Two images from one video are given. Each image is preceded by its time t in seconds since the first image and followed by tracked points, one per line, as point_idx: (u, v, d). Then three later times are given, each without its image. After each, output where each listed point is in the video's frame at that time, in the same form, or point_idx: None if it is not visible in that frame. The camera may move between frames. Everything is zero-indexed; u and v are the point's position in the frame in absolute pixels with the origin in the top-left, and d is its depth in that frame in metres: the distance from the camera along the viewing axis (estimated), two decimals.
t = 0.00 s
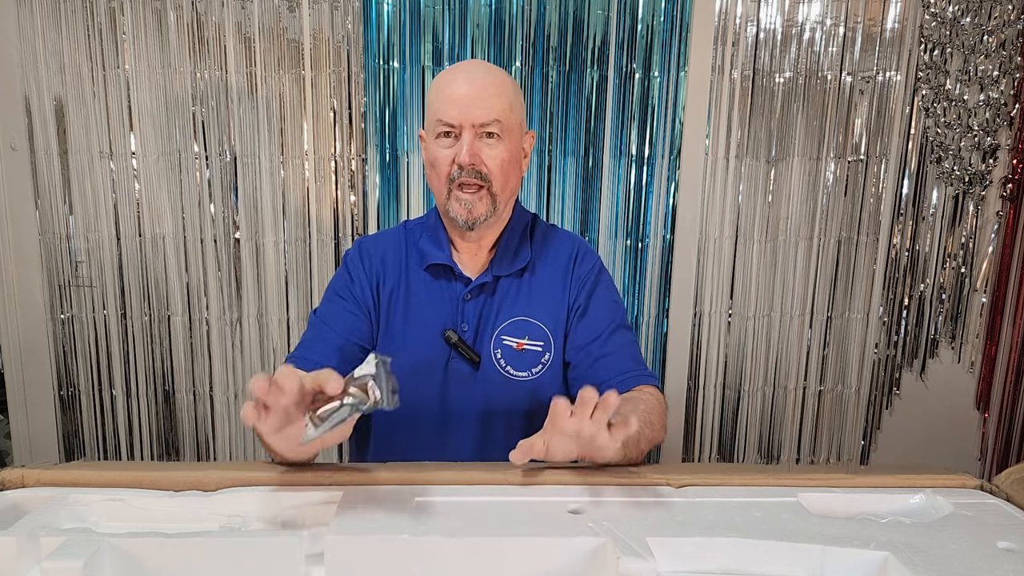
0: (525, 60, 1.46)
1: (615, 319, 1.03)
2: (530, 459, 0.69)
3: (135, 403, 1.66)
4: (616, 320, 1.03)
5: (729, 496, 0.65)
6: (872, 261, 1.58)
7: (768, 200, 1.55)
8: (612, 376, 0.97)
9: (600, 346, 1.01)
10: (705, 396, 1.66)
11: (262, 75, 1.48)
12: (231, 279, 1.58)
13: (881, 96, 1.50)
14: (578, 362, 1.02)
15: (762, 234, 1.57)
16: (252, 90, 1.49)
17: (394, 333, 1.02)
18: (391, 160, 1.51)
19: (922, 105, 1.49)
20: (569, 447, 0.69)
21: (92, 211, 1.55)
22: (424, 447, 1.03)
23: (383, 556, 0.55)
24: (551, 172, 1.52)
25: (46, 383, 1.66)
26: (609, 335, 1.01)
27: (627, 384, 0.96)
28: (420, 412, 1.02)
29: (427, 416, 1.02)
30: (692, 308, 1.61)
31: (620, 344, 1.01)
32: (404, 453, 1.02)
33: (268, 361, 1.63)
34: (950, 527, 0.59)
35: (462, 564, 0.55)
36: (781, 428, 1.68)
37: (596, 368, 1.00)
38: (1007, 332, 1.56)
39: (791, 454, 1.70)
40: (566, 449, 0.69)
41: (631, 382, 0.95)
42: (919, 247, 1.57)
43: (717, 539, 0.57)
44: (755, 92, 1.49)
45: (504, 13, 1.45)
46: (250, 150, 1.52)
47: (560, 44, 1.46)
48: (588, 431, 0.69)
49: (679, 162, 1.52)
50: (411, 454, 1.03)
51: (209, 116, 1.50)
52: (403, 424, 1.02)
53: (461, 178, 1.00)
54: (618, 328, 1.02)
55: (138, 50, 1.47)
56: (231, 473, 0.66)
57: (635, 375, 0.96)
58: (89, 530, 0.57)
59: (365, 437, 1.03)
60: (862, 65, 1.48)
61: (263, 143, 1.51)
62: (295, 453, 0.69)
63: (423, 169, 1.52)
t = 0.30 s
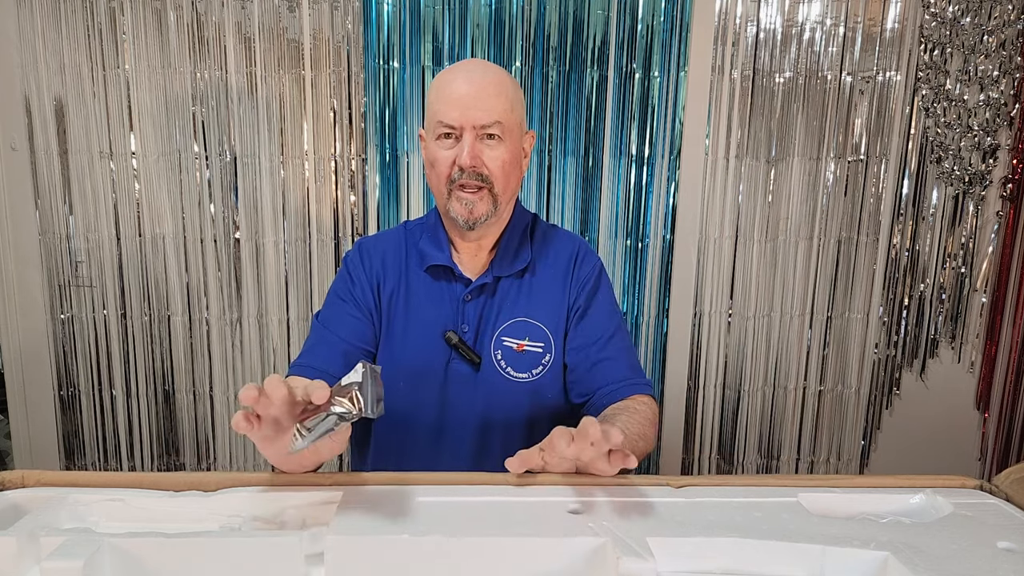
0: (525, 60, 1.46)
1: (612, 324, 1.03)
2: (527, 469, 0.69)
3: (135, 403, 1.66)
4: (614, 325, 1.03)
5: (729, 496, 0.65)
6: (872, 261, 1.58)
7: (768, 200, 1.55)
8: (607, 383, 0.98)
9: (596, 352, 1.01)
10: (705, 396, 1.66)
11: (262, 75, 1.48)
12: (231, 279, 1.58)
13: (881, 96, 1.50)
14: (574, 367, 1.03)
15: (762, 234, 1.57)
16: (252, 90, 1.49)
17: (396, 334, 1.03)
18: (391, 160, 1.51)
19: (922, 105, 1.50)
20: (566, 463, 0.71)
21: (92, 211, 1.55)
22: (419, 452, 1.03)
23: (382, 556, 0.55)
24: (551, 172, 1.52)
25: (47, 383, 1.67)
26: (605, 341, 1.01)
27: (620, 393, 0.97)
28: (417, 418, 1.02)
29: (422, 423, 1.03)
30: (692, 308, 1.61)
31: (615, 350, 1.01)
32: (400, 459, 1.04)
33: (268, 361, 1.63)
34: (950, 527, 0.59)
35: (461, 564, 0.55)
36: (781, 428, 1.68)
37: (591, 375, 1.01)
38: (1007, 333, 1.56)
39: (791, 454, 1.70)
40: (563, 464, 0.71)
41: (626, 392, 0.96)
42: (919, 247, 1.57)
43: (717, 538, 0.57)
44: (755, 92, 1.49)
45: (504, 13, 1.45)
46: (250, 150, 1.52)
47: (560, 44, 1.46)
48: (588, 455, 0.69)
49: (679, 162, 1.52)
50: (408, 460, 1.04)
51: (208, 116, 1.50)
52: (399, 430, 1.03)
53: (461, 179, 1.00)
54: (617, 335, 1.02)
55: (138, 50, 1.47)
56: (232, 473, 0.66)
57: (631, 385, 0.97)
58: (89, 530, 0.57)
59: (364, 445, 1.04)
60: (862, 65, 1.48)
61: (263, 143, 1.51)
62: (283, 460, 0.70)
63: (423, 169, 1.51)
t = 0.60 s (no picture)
0: (525, 60, 1.46)
1: (612, 324, 1.03)
2: (530, 477, 0.67)
3: (135, 403, 1.66)
4: (613, 325, 1.03)
5: (729, 496, 0.64)
6: (872, 261, 1.58)
7: (768, 200, 1.55)
8: (605, 383, 0.99)
9: (594, 352, 1.01)
10: (705, 396, 1.66)
11: (262, 75, 1.48)
12: (231, 279, 1.58)
13: (881, 96, 1.50)
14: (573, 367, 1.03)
15: (762, 234, 1.57)
16: (252, 90, 1.49)
17: (396, 335, 1.03)
18: (391, 160, 1.51)
19: (922, 105, 1.49)
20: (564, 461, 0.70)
21: (92, 211, 1.55)
22: (420, 452, 1.04)
23: (382, 556, 0.55)
24: (551, 172, 1.52)
25: (46, 383, 1.67)
26: (604, 341, 1.01)
27: (617, 394, 0.97)
28: (417, 419, 1.02)
29: (422, 423, 1.03)
30: (692, 308, 1.61)
31: (614, 350, 1.01)
32: (400, 459, 1.04)
33: (267, 361, 1.63)
34: (950, 527, 0.59)
35: (462, 564, 0.55)
36: (781, 428, 1.68)
37: (589, 375, 1.01)
38: (1007, 333, 1.56)
39: (791, 455, 1.70)
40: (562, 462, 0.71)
41: (623, 393, 0.96)
42: (918, 247, 1.57)
43: (717, 538, 0.57)
44: (755, 92, 1.49)
45: (504, 13, 1.45)
46: (250, 150, 1.52)
47: (560, 44, 1.46)
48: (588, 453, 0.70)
49: (679, 162, 1.52)
50: (408, 461, 1.04)
51: (208, 116, 1.50)
52: (399, 430, 1.03)
53: (460, 179, 1.00)
54: (616, 336, 1.02)
55: (138, 50, 1.47)
56: (231, 473, 0.66)
57: (629, 385, 0.97)
58: (89, 530, 0.57)
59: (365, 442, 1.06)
60: (862, 65, 1.48)
61: (263, 143, 1.51)
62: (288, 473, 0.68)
63: (423, 169, 1.51)
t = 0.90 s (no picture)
0: (525, 60, 1.46)
1: (613, 326, 1.03)
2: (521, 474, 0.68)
3: (135, 403, 1.66)
4: (614, 327, 1.03)
5: (729, 496, 0.65)
6: (872, 261, 1.58)
7: (768, 200, 1.55)
8: (604, 386, 0.98)
9: (594, 354, 1.01)
10: (705, 396, 1.66)
11: (262, 75, 1.48)
12: (231, 279, 1.58)
13: (881, 96, 1.50)
14: (572, 369, 1.02)
15: (762, 234, 1.57)
16: (252, 90, 1.49)
17: (395, 336, 1.03)
18: (391, 160, 1.51)
19: (922, 105, 1.50)
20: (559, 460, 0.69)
21: (92, 211, 1.55)
22: (420, 452, 1.04)
23: (382, 556, 0.55)
24: (551, 172, 1.52)
25: (46, 383, 1.67)
26: (605, 343, 1.01)
27: (617, 398, 0.97)
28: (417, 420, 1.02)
29: (422, 424, 1.03)
30: (692, 308, 1.61)
31: (614, 352, 1.00)
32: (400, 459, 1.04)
33: (267, 361, 1.63)
34: (950, 527, 0.59)
35: (462, 564, 0.55)
36: (781, 428, 1.68)
37: (589, 377, 1.00)
38: (1007, 333, 1.56)
39: (791, 454, 1.70)
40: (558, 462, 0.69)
41: (622, 396, 0.96)
42: (919, 247, 1.57)
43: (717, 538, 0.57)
44: (755, 92, 1.49)
45: (504, 13, 1.45)
46: (250, 150, 1.52)
47: (560, 44, 1.46)
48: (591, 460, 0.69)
49: (679, 162, 1.52)
50: (409, 460, 1.04)
51: (208, 116, 1.50)
52: (399, 431, 1.03)
53: (457, 179, 1.00)
54: (617, 338, 1.02)
55: (138, 50, 1.47)
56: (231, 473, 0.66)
57: (629, 388, 0.98)
58: (89, 530, 0.57)
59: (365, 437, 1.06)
60: (862, 65, 1.48)
61: (263, 144, 1.51)
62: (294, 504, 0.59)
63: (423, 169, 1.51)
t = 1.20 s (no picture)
0: (525, 60, 1.46)
1: (616, 329, 1.03)
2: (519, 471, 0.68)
3: (135, 403, 1.66)
4: (616, 330, 1.03)
5: (729, 496, 0.64)
6: (872, 261, 1.58)
7: (768, 200, 1.55)
8: (606, 388, 0.98)
9: (597, 356, 1.01)
10: (705, 396, 1.66)
11: (262, 75, 1.48)
12: (231, 279, 1.58)
13: (881, 96, 1.50)
14: (574, 371, 1.02)
15: (762, 234, 1.57)
16: (252, 90, 1.49)
17: (396, 338, 1.03)
18: (391, 160, 1.51)
19: (922, 105, 1.50)
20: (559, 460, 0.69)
21: (92, 211, 1.55)
22: (420, 452, 1.04)
23: (383, 556, 0.55)
24: (551, 171, 1.51)
25: (46, 383, 1.67)
26: (607, 346, 1.01)
27: (620, 400, 0.97)
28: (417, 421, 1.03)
29: (423, 425, 1.03)
30: (692, 308, 1.61)
31: (616, 354, 1.01)
32: (400, 460, 1.04)
33: (267, 361, 1.63)
34: (950, 527, 0.59)
35: (463, 564, 0.55)
36: (781, 428, 1.68)
37: (591, 380, 1.00)
38: (1007, 333, 1.56)
39: (791, 454, 1.70)
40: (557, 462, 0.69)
41: (624, 398, 0.97)
42: (919, 247, 1.57)
43: (717, 538, 0.57)
44: (755, 92, 1.49)
45: (504, 13, 1.45)
46: (250, 150, 1.52)
47: (560, 44, 1.46)
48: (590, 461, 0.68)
49: (679, 162, 1.52)
50: (409, 460, 1.04)
51: (208, 116, 1.50)
52: (400, 431, 1.03)
53: (456, 179, 1.00)
54: (619, 340, 1.02)
55: (138, 50, 1.47)
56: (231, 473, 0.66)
57: (630, 390, 0.98)
58: (89, 530, 0.57)
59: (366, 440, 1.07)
60: (862, 65, 1.48)
61: (263, 144, 1.51)
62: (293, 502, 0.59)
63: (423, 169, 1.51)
